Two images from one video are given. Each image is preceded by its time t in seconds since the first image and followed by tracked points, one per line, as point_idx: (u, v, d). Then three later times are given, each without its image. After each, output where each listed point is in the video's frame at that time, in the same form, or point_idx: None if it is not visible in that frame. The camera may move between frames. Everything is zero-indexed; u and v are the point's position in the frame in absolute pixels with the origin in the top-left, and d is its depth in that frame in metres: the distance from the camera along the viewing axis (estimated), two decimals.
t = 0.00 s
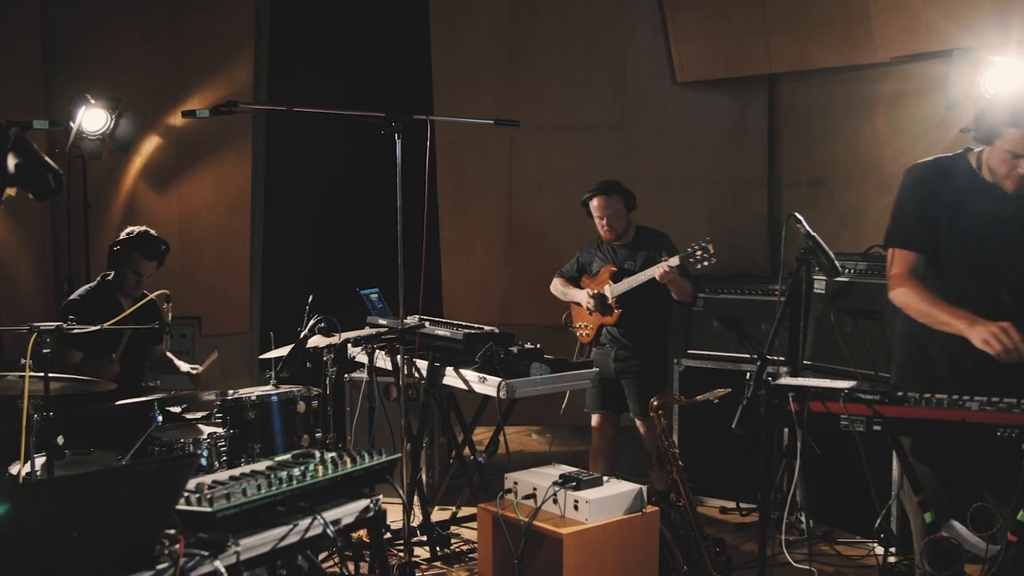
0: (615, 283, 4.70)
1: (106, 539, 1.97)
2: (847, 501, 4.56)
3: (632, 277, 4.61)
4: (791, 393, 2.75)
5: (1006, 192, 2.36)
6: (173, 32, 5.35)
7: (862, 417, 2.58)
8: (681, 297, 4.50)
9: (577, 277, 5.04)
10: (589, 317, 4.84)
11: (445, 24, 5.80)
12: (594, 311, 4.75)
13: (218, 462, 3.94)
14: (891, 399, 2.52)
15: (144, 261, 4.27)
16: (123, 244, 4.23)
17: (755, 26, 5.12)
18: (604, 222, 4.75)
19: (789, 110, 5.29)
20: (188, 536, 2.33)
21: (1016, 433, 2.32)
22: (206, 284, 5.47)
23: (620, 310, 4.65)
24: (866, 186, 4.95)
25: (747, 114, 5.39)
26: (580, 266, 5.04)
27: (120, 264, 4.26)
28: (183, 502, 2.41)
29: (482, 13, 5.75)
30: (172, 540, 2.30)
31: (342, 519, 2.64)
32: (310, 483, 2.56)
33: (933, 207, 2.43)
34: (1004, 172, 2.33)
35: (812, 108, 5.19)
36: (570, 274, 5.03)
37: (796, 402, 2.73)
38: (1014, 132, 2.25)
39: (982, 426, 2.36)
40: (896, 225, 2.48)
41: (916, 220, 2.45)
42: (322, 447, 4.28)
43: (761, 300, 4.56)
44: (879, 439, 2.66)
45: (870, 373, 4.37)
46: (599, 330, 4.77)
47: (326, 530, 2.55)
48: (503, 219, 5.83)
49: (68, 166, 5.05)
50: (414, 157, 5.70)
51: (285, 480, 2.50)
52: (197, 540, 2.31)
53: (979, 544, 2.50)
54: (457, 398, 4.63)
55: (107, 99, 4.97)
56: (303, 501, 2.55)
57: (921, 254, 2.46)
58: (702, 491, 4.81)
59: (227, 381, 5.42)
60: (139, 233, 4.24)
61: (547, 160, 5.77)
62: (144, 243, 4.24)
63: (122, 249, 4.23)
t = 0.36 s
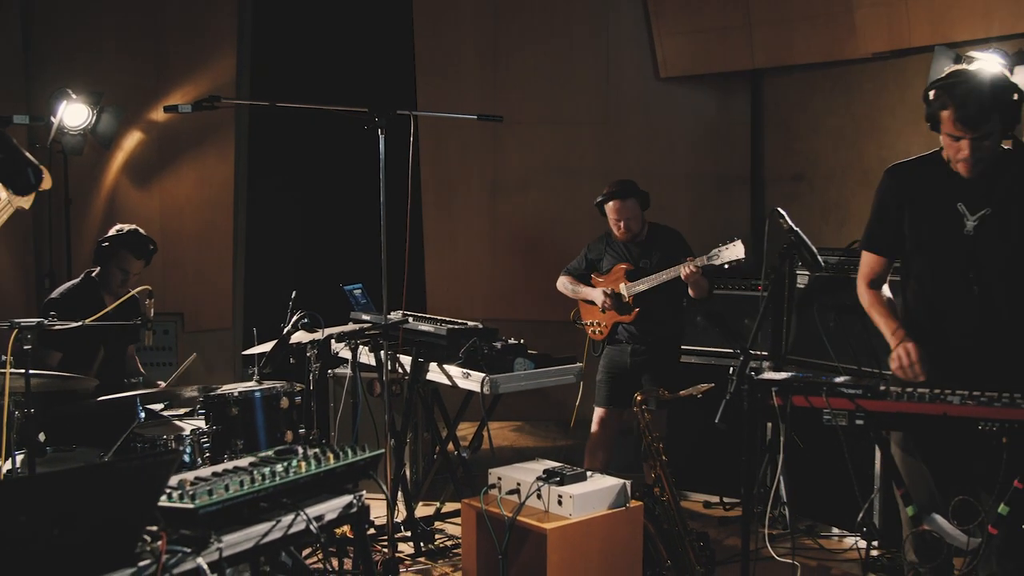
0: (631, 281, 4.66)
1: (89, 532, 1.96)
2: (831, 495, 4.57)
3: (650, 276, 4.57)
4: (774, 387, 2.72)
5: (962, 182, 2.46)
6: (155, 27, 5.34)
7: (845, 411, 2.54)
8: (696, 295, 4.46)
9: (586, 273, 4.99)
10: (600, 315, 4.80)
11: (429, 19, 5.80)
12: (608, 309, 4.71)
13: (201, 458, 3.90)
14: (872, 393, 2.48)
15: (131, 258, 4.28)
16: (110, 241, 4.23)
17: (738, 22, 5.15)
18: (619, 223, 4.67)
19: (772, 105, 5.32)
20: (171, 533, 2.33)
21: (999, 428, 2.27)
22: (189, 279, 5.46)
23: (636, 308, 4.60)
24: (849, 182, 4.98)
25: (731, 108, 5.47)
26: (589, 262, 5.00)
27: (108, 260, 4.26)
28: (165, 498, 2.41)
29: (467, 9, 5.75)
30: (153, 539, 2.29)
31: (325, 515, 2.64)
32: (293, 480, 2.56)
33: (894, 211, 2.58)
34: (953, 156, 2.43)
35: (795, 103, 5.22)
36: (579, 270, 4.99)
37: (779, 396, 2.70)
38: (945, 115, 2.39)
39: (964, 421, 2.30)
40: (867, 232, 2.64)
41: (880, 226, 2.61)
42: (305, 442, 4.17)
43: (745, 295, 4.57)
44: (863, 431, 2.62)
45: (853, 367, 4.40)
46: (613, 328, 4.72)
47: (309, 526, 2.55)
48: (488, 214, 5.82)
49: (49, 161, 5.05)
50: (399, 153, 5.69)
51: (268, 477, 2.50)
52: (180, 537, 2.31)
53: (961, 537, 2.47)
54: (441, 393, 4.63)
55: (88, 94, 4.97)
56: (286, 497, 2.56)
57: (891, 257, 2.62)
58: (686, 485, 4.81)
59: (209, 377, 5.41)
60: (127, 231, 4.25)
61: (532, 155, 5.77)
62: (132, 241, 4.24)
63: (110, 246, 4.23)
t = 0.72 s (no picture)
0: (623, 276, 4.64)
1: (75, 532, 1.96)
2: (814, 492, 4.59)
3: (643, 270, 4.54)
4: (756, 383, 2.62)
5: (949, 182, 2.52)
6: (137, 24, 5.32)
7: (827, 407, 2.49)
8: (685, 292, 4.45)
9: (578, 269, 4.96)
10: (592, 310, 4.74)
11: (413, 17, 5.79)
12: (600, 304, 4.68)
13: (183, 457, 3.82)
14: (856, 390, 2.46)
15: (105, 255, 4.21)
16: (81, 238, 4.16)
17: (722, 19, 5.16)
18: (614, 217, 4.67)
19: (756, 102, 5.34)
20: (153, 531, 2.32)
21: (980, 423, 2.27)
22: (171, 277, 5.45)
23: (628, 304, 4.58)
24: (832, 179, 5.00)
25: (713, 109, 5.42)
26: (581, 258, 4.98)
27: (80, 259, 4.19)
28: (147, 497, 2.41)
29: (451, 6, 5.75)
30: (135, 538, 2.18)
31: (308, 513, 2.63)
32: (275, 478, 2.56)
33: (887, 215, 2.66)
34: (931, 156, 2.50)
35: (777, 101, 5.24)
36: (571, 266, 4.97)
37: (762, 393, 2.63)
38: (918, 118, 2.45)
39: (946, 416, 2.31)
40: (862, 236, 2.72)
41: (873, 229, 2.68)
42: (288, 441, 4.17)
43: (729, 292, 4.55)
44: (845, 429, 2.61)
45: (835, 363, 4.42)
46: (603, 324, 4.69)
47: (292, 524, 2.55)
48: (473, 212, 5.82)
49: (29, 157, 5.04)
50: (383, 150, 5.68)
51: (250, 475, 2.51)
52: (162, 536, 2.30)
53: (942, 532, 2.54)
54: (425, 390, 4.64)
55: (69, 91, 4.97)
56: (269, 496, 2.56)
57: (888, 260, 2.68)
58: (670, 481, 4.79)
59: (192, 375, 5.41)
60: (97, 227, 4.20)
61: (515, 152, 5.77)
62: (104, 237, 4.19)
63: (82, 244, 4.17)
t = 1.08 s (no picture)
0: (602, 274, 4.65)
1: (59, 531, 1.96)
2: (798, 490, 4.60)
3: (623, 269, 4.55)
4: (740, 381, 2.62)
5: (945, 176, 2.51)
6: (122, 23, 5.31)
7: (811, 405, 2.46)
8: (662, 291, 4.47)
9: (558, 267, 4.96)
10: (574, 309, 4.76)
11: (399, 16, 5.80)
12: (579, 303, 4.67)
13: (169, 456, 3.88)
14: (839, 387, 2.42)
15: (94, 255, 4.20)
16: (70, 238, 4.16)
17: (706, 18, 5.19)
18: (595, 216, 4.65)
19: (740, 101, 5.36)
20: (136, 530, 2.33)
21: (962, 420, 2.25)
22: (156, 276, 5.45)
23: (607, 302, 4.59)
24: (816, 177, 5.02)
25: (698, 107, 5.47)
26: (564, 257, 4.96)
27: (68, 260, 4.18)
28: (131, 496, 2.40)
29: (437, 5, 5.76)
30: (120, 537, 2.25)
31: (293, 512, 2.62)
32: (259, 477, 2.55)
33: (885, 206, 2.62)
34: (928, 146, 2.46)
35: (760, 100, 5.27)
36: (554, 265, 4.95)
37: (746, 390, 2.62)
38: (914, 108, 2.43)
39: (929, 414, 2.29)
40: (857, 229, 2.68)
41: (869, 221, 2.65)
42: (274, 440, 4.10)
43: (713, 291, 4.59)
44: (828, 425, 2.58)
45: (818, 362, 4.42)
46: (584, 322, 4.71)
47: (277, 523, 2.54)
48: (459, 211, 5.83)
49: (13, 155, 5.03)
50: (369, 149, 5.69)
51: (234, 474, 2.51)
52: (145, 535, 2.31)
53: (926, 530, 2.54)
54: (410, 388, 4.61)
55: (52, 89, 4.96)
56: (254, 495, 2.56)
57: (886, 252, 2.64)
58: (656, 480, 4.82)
59: (177, 374, 5.40)
60: (86, 228, 4.18)
61: (499, 150, 5.78)
62: (92, 237, 4.18)
63: (69, 244, 4.15)
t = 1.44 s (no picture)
0: (571, 277, 4.61)
1: (40, 532, 1.95)
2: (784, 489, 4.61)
3: (594, 272, 4.52)
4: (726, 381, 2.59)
5: (931, 174, 2.53)
6: (106, 21, 5.30)
7: (796, 404, 2.44)
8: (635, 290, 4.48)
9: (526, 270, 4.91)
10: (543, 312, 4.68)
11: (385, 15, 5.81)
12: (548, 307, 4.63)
13: (153, 457, 3.80)
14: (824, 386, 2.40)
15: (73, 250, 4.17)
16: (49, 233, 4.12)
17: (691, 18, 5.20)
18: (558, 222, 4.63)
19: (726, 101, 5.39)
20: (121, 531, 2.31)
21: (946, 419, 2.25)
22: (141, 276, 5.44)
23: (579, 305, 4.56)
24: (801, 176, 5.04)
25: (683, 106, 5.48)
26: (530, 258, 4.93)
27: (47, 256, 4.14)
28: (115, 497, 2.39)
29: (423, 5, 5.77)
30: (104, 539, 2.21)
31: (279, 512, 2.61)
32: (244, 477, 2.54)
33: (875, 207, 2.64)
34: (915, 141, 2.48)
35: (745, 100, 5.29)
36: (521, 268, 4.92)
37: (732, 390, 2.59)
38: (903, 100, 2.46)
39: (914, 412, 2.29)
40: (846, 229, 2.70)
41: (858, 220, 2.66)
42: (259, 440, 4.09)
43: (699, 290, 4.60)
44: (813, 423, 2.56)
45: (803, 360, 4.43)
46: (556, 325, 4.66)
47: (262, 523, 2.53)
48: (446, 210, 5.84)
49: None
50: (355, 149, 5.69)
51: (219, 475, 2.50)
52: (130, 536, 2.29)
53: (910, 527, 2.51)
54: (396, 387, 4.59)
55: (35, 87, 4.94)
56: (239, 495, 2.54)
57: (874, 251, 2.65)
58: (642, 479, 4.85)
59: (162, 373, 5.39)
60: (64, 223, 4.14)
61: (487, 150, 5.81)
62: (70, 232, 4.14)
63: (48, 240, 4.11)
